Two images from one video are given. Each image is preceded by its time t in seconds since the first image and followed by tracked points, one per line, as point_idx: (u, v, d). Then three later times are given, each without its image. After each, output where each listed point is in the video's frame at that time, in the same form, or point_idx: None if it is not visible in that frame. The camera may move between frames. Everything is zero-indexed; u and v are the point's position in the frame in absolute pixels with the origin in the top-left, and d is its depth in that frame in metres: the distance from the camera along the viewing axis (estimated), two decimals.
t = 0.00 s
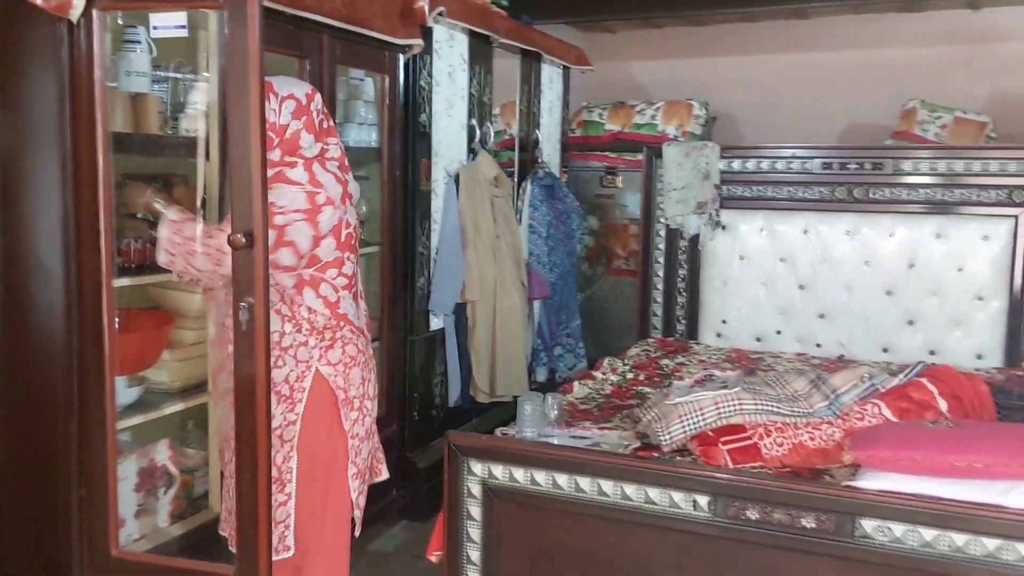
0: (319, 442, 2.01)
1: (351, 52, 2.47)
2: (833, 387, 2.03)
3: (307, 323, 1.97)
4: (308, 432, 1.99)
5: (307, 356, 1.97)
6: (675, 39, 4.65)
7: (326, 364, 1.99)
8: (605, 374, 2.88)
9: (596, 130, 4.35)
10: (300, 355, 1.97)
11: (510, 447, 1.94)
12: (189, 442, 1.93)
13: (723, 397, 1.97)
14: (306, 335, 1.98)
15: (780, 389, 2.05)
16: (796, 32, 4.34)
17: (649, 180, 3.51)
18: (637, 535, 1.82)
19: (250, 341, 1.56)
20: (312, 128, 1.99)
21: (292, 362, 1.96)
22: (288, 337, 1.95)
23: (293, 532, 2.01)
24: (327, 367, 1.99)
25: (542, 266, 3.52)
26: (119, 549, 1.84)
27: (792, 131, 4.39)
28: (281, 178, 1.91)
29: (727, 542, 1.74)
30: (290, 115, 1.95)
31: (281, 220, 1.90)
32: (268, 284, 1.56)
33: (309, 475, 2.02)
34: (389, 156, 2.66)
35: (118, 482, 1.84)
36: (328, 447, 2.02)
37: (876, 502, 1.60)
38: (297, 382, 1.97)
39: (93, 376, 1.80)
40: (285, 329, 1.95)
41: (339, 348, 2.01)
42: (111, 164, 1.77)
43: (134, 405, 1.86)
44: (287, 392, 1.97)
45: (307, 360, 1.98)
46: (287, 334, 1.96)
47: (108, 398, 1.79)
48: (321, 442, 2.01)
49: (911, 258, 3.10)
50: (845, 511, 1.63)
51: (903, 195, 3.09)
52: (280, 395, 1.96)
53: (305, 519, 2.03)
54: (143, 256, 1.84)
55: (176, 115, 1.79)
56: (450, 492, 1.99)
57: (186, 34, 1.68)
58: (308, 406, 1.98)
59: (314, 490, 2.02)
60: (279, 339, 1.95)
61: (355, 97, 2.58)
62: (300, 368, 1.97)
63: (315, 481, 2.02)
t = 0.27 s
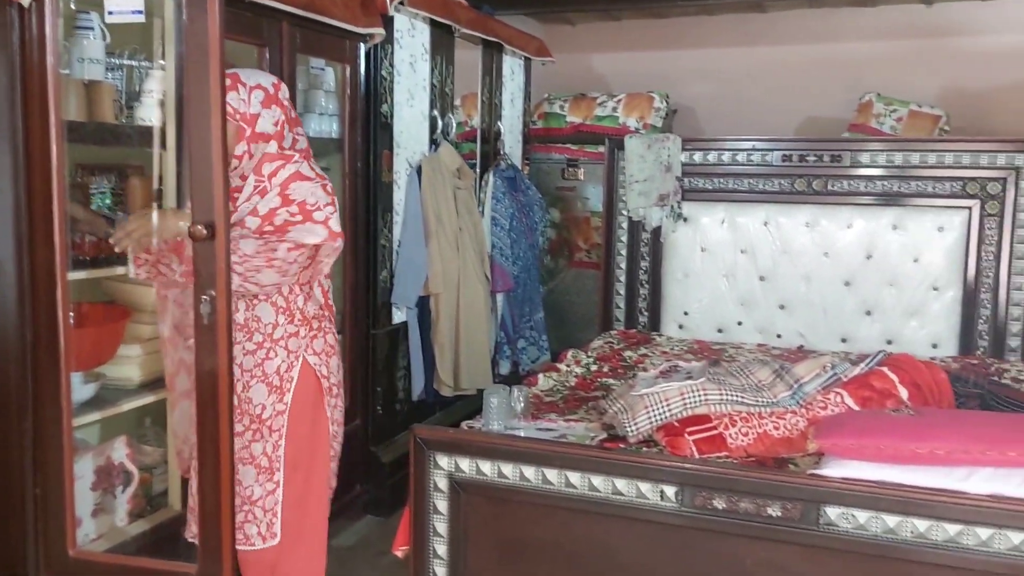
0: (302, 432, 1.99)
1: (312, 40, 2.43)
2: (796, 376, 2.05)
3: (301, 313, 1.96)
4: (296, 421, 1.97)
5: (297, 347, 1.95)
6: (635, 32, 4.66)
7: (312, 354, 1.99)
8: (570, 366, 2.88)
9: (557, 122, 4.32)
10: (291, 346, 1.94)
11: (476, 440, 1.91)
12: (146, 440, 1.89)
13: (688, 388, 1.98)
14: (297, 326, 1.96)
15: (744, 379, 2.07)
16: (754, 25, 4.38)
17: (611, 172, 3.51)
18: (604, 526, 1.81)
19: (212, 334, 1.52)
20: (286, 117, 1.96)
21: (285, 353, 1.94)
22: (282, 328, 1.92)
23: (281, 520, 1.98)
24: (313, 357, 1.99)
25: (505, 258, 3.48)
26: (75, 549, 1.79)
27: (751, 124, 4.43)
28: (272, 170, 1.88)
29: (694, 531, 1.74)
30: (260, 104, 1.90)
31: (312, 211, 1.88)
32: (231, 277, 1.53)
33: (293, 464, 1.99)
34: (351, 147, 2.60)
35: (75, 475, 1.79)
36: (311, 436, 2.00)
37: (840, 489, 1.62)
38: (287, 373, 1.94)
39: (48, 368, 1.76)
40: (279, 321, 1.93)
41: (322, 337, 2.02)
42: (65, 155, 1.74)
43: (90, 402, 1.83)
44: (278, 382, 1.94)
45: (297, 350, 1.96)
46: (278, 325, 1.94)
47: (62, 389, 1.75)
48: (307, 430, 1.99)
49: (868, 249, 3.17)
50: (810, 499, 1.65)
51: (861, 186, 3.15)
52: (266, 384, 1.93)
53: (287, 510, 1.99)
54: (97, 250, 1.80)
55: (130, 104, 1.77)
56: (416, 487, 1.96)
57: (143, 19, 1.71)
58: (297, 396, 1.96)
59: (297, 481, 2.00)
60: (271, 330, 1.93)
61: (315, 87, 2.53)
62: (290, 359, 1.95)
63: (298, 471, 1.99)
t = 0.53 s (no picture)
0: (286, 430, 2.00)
1: (280, 36, 2.37)
2: (774, 373, 2.05)
3: (289, 310, 1.98)
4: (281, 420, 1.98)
5: (285, 345, 1.97)
6: (603, 30, 4.65)
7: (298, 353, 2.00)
8: (544, 366, 2.85)
9: (526, 120, 4.28)
10: (280, 344, 1.96)
11: (454, 440, 1.86)
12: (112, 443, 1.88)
13: (667, 386, 1.96)
14: (285, 324, 1.98)
15: (722, 376, 2.06)
16: (721, 24, 4.39)
17: (582, 169, 3.50)
18: (584, 528, 1.78)
19: (182, 337, 1.46)
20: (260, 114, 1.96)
21: (275, 351, 1.96)
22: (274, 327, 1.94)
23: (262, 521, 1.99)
24: (297, 356, 2.00)
25: (475, 258, 3.47)
26: (41, 561, 1.71)
27: (719, 122, 4.45)
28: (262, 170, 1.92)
29: (675, 531, 1.72)
30: (234, 103, 1.90)
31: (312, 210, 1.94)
32: (203, 278, 1.47)
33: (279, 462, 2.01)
34: (321, 146, 2.54)
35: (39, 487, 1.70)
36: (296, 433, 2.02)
37: (822, 487, 1.62)
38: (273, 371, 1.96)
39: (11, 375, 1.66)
40: (268, 318, 1.95)
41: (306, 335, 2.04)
42: (28, 151, 1.63)
43: (55, 406, 1.75)
44: (268, 381, 1.95)
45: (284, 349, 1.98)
46: (268, 323, 1.95)
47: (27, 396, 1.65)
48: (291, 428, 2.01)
49: (840, 245, 3.21)
50: (792, 497, 1.64)
51: (832, 183, 3.18)
52: (254, 384, 1.94)
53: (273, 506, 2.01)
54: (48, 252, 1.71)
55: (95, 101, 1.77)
56: (391, 489, 1.90)
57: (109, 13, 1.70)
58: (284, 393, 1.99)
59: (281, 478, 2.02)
60: (262, 328, 1.95)
61: (284, 84, 2.48)
62: (279, 357, 1.97)
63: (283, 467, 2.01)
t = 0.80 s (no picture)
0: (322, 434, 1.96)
1: (287, 32, 2.32)
2: (799, 374, 2.00)
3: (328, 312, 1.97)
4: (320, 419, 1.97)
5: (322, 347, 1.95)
6: (608, 25, 4.59)
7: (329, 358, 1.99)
8: (557, 367, 2.80)
9: (532, 117, 4.21)
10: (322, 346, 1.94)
11: (472, 446, 1.81)
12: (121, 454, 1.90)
13: (689, 388, 1.91)
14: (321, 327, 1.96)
15: (745, 377, 2.01)
16: (728, 17, 4.33)
17: (591, 165, 3.46)
18: (607, 536, 1.73)
19: (195, 346, 1.37)
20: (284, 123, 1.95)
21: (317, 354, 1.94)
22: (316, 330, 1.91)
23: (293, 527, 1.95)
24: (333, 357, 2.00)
25: (483, 256, 3.38)
26: None
27: (727, 116, 4.39)
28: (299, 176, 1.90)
29: (702, 539, 1.67)
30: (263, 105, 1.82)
31: (354, 215, 1.97)
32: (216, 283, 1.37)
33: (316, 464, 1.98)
34: (328, 145, 2.49)
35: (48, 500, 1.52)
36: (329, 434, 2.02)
37: (856, 492, 1.57)
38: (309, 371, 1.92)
39: (17, 386, 1.46)
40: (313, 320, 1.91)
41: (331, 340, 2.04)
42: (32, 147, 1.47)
43: (64, 416, 1.67)
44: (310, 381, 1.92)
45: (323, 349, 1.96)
46: (307, 327, 1.90)
47: (36, 405, 1.46)
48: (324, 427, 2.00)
49: (855, 241, 3.21)
50: (823, 503, 1.59)
51: (847, 177, 3.18)
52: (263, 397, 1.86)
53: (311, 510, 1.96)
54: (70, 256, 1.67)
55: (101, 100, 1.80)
56: (406, 497, 1.85)
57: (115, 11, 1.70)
58: (324, 393, 1.98)
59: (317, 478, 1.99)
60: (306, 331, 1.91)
61: (291, 82, 2.43)
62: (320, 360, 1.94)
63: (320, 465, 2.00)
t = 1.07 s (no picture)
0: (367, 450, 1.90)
1: (295, 34, 2.27)
2: (832, 376, 1.95)
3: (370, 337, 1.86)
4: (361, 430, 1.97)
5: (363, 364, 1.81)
6: (616, 20, 4.53)
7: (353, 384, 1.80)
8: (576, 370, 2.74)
9: (542, 115, 4.15)
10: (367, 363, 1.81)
11: (496, 457, 1.75)
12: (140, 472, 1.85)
13: (719, 392, 1.86)
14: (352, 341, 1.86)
15: (775, 379, 1.98)
16: (738, 10, 4.27)
17: (604, 163, 3.41)
18: (639, 547, 1.67)
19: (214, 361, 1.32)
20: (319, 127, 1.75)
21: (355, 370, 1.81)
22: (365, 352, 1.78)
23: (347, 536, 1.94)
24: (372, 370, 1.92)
25: (497, 258, 3.33)
26: None
27: (737, 110, 4.32)
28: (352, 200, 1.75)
29: (738, 550, 1.61)
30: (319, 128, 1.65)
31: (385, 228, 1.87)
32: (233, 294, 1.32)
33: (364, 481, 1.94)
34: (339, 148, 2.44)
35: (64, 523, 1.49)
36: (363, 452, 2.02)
37: (899, 499, 1.51)
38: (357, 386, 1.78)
39: (31, 405, 1.43)
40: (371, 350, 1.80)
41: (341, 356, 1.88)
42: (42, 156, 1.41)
43: (77, 434, 1.65)
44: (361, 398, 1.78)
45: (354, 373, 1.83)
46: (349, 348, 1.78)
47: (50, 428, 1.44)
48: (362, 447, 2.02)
49: (876, 236, 3.16)
50: (865, 511, 1.53)
51: (867, 171, 3.12)
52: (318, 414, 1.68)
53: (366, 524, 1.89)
54: (82, 268, 1.64)
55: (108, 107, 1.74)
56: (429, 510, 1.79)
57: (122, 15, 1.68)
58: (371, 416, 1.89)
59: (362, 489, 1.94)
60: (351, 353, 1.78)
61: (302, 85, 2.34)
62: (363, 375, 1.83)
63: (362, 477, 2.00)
